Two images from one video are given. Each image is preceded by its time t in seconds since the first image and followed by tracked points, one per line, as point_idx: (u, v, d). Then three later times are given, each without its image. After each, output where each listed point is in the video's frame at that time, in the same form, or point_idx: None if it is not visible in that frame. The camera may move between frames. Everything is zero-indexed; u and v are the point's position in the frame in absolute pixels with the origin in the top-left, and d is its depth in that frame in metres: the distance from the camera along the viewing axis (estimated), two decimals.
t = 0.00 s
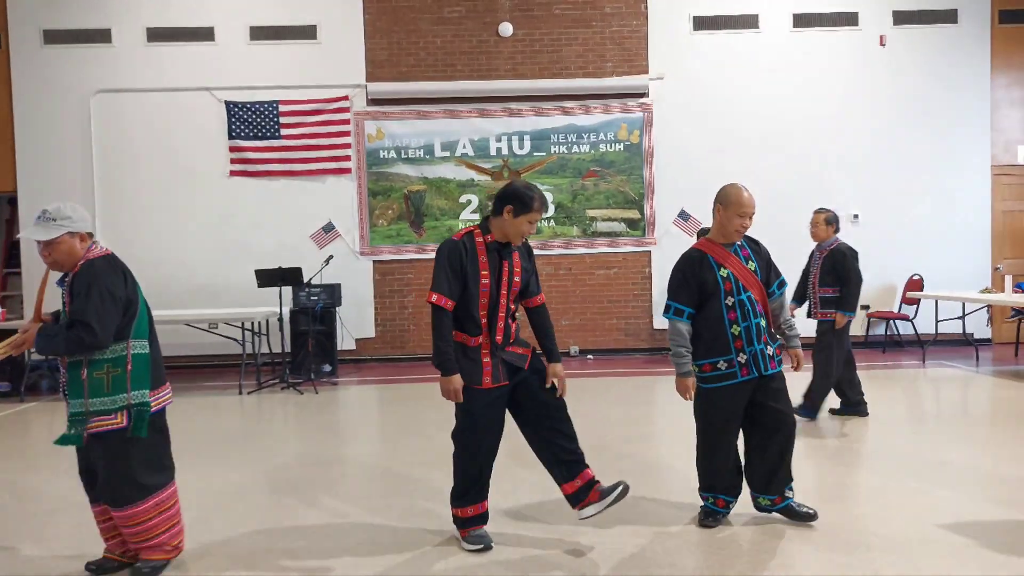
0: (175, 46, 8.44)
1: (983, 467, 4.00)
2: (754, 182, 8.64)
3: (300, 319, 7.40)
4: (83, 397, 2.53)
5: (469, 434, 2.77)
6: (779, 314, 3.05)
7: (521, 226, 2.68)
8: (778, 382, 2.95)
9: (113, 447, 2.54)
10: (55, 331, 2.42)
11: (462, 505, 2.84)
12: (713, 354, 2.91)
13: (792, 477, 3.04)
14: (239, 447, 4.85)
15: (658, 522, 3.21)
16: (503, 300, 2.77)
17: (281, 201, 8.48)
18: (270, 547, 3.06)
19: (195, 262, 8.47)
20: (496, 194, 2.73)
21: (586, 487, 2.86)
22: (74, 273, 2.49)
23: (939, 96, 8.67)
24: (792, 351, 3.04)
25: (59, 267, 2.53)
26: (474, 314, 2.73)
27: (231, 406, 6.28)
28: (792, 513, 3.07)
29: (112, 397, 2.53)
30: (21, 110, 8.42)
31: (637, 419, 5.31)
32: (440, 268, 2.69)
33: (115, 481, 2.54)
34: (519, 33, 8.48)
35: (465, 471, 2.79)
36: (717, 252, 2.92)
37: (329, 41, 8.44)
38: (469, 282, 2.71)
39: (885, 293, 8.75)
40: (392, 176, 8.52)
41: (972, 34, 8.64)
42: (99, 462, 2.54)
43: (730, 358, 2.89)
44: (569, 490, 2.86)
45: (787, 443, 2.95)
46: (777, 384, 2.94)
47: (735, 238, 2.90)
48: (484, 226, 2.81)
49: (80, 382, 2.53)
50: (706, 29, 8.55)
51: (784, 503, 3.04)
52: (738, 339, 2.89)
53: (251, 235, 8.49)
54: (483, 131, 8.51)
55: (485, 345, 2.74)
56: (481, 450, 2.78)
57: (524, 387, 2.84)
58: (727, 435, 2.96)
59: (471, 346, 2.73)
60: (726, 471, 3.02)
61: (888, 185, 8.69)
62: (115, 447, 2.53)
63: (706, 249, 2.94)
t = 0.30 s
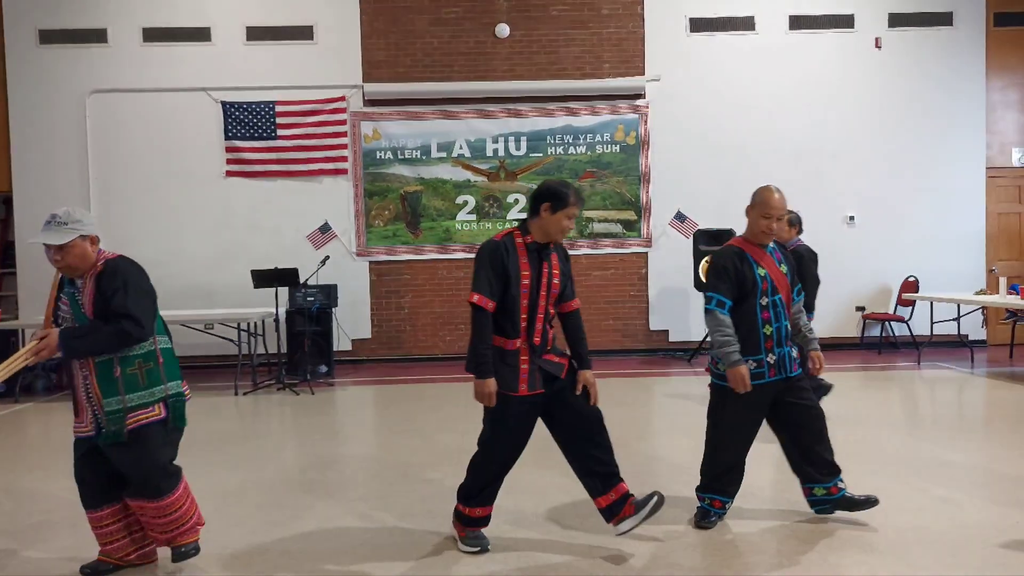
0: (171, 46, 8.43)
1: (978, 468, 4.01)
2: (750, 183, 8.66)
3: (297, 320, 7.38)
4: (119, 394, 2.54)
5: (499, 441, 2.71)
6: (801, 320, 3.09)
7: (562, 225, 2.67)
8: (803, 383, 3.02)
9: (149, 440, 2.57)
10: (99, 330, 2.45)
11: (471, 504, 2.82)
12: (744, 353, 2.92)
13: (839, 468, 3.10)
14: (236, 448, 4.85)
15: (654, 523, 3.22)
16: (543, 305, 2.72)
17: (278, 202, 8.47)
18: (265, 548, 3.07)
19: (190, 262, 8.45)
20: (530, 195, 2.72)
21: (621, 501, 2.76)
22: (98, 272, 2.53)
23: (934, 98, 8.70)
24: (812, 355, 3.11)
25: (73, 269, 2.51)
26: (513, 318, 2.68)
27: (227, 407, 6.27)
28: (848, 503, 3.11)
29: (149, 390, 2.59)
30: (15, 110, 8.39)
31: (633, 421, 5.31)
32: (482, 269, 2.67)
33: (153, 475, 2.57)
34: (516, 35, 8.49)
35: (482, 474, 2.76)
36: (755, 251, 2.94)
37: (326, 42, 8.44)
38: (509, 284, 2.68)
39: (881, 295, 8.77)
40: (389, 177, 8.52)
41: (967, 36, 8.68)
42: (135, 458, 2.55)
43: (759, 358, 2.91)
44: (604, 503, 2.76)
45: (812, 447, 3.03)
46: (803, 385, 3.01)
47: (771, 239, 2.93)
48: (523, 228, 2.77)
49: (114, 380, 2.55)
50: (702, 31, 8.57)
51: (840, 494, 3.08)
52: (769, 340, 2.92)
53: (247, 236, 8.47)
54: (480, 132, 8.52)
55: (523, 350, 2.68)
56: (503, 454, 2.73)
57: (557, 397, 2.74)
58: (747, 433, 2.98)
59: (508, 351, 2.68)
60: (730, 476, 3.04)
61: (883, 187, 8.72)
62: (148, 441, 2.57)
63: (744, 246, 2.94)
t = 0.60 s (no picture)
0: (168, 45, 8.41)
1: (974, 469, 4.02)
2: (746, 184, 8.67)
3: (293, 320, 7.37)
4: (170, 390, 2.49)
5: (550, 451, 2.64)
6: (857, 341, 3.07)
7: (660, 247, 2.57)
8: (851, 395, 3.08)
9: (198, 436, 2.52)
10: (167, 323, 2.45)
11: (502, 501, 2.77)
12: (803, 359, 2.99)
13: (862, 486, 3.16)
14: (232, 448, 4.84)
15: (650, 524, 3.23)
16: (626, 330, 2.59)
17: (274, 201, 8.46)
18: (262, 548, 3.07)
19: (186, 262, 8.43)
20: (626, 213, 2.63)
21: (648, 536, 2.71)
22: (150, 266, 2.50)
23: (930, 99, 8.72)
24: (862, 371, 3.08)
25: (122, 260, 2.46)
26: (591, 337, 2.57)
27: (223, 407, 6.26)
28: (862, 520, 3.15)
29: (195, 386, 2.57)
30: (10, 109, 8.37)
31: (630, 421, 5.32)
32: (568, 279, 2.56)
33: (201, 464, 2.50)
34: (513, 35, 8.48)
35: (520, 477, 2.71)
36: (822, 260, 3.00)
37: (323, 41, 8.43)
38: (594, 301, 2.57)
39: (876, 296, 8.78)
40: (385, 177, 8.52)
41: (963, 38, 8.70)
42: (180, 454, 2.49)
43: (815, 366, 2.99)
44: (632, 531, 2.72)
45: (841, 456, 3.10)
46: (851, 396, 3.06)
47: (838, 249, 2.99)
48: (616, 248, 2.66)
49: (164, 375, 2.50)
50: (699, 32, 8.58)
51: (851, 509, 3.15)
52: (826, 349, 2.99)
53: (244, 235, 8.46)
54: (477, 132, 8.52)
55: (596, 371, 2.57)
56: (538, 465, 2.68)
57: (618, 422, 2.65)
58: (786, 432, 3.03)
59: (579, 369, 2.57)
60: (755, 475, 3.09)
61: (879, 188, 8.73)
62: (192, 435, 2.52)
63: (812, 254, 3.00)
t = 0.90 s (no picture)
0: (163, 45, 8.39)
1: (969, 469, 4.03)
2: (742, 186, 8.69)
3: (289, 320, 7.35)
4: (227, 403, 2.28)
5: (575, 437, 2.66)
6: (881, 339, 3.12)
7: (707, 252, 2.57)
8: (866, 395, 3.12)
9: (226, 459, 2.32)
10: (231, 334, 2.25)
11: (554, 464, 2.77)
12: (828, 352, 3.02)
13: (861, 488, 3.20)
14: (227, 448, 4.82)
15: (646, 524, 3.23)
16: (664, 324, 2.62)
17: (270, 202, 8.44)
18: (257, 549, 3.06)
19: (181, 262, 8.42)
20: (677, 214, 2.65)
21: (649, 534, 2.72)
22: (216, 273, 2.31)
23: (924, 101, 8.75)
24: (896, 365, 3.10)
25: (190, 265, 2.25)
26: (631, 327, 2.58)
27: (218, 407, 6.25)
28: (856, 520, 3.16)
29: (244, 401, 2.36)
30: (4, 109, 8.34)
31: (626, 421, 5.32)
32: (615, 266, 2.56)
33: (222, 489, 2.29)
34: (509, 36, 8.49)
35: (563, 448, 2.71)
36: (852, 256, 3.03)
37: (319, 42, 8.42)
38: (638, 292, 2.58)
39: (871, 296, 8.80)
40: (381, 177, 8.51)
41: (957, 40, 8.74)
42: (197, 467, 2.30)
43: (840, 360, 3.01)
44: (636, 526, 2.74)
45: (847, 456, 3.12)
46: (866, 396, 3.11)
47: (868, 246, 3.03)
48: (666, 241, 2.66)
49: (221, 388, 2.29)
50: (695, 33, 8.60)
51: (845, 510, 3.17)
52: (851, 344, 3.02)
53: (239, 236, 8.44)
54: (473, 132, 8.52)
55: (629, 363, 2.59)
56: (573, 449, 2.67)
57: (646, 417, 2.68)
58: (815, 434, 2.99)
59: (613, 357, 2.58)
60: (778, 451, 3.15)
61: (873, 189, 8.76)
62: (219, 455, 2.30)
63: (843, 249, 3.05)
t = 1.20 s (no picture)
0: (158, 45, 8.38)
1: (963, 470, 4.05)
2: (737, 186, 8.71)
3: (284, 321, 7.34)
4: (253, 415, 2.28)
5: (585, 437, 2.62)
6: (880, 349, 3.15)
7: (718, 265, 2.58)
8: (870, 398, 3.12)
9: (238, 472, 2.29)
10: (262, 347, 2.26)
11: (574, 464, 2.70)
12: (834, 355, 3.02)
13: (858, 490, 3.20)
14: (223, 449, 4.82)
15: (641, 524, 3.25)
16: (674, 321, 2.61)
17: (266, 202, 8.44)
18: (253, 549, 3.07)
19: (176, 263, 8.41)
20: (699, 222, 2.64)
21: (642, 536, 2.74)
22: (246, 286, 2.30)
23: (919, 102, 8.78)
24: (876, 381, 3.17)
25: (223, 276, 2.22)
26: (641, 321, 2.57)
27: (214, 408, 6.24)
28: (852, 520, 3.17)
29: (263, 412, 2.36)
30: None
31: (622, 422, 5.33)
32: (629, 257, 2.55)
33: (228, 498, 2.25)
34: (505, 36, 8.49)
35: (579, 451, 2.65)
36: (862, 261, 3.05)
37: (315, 42, 8.42)
38: (649, 285, 2.57)
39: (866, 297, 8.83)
40: (377, 178, 8.51)
41: (951, 42, 8.77)
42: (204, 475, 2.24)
43: (844, 363, 3.02)
44: (628, 529, 2.75)
45: (845, 455, 3.12)
46: (870, 400, 3.12)
47: (880, 252, 3.06)
48: (681, 246, 2.69)
49: (248, 398, 2.27)
50: (690, 35, 8.62)
51: (841, 510, 3.18)
52: (856, 349, 3.03)
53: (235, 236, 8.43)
54: (469, 133, 8.52)
55: (636, 359, 2.57)
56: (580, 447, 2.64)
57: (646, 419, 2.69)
58: (816, 435, 3.03)
59: (620, 352, 2.57)
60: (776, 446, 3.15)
61: (868, 190, 8.78)
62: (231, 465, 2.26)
63: (855, 253, 3.06)
